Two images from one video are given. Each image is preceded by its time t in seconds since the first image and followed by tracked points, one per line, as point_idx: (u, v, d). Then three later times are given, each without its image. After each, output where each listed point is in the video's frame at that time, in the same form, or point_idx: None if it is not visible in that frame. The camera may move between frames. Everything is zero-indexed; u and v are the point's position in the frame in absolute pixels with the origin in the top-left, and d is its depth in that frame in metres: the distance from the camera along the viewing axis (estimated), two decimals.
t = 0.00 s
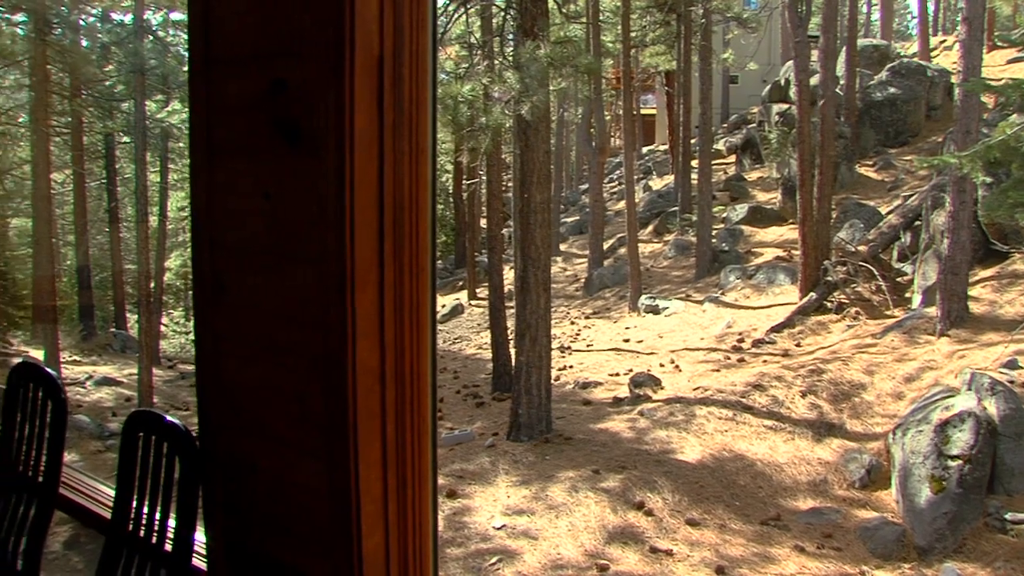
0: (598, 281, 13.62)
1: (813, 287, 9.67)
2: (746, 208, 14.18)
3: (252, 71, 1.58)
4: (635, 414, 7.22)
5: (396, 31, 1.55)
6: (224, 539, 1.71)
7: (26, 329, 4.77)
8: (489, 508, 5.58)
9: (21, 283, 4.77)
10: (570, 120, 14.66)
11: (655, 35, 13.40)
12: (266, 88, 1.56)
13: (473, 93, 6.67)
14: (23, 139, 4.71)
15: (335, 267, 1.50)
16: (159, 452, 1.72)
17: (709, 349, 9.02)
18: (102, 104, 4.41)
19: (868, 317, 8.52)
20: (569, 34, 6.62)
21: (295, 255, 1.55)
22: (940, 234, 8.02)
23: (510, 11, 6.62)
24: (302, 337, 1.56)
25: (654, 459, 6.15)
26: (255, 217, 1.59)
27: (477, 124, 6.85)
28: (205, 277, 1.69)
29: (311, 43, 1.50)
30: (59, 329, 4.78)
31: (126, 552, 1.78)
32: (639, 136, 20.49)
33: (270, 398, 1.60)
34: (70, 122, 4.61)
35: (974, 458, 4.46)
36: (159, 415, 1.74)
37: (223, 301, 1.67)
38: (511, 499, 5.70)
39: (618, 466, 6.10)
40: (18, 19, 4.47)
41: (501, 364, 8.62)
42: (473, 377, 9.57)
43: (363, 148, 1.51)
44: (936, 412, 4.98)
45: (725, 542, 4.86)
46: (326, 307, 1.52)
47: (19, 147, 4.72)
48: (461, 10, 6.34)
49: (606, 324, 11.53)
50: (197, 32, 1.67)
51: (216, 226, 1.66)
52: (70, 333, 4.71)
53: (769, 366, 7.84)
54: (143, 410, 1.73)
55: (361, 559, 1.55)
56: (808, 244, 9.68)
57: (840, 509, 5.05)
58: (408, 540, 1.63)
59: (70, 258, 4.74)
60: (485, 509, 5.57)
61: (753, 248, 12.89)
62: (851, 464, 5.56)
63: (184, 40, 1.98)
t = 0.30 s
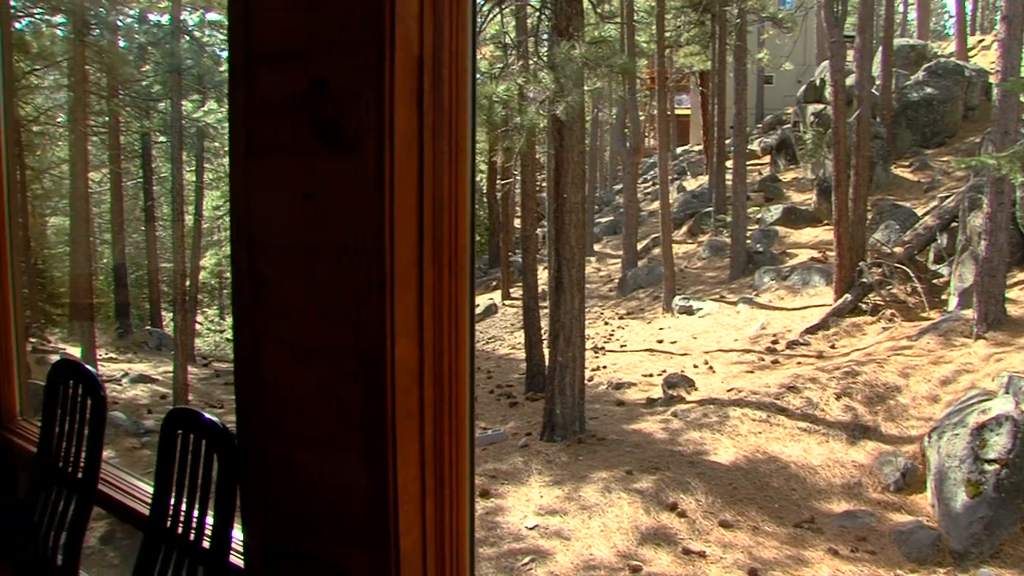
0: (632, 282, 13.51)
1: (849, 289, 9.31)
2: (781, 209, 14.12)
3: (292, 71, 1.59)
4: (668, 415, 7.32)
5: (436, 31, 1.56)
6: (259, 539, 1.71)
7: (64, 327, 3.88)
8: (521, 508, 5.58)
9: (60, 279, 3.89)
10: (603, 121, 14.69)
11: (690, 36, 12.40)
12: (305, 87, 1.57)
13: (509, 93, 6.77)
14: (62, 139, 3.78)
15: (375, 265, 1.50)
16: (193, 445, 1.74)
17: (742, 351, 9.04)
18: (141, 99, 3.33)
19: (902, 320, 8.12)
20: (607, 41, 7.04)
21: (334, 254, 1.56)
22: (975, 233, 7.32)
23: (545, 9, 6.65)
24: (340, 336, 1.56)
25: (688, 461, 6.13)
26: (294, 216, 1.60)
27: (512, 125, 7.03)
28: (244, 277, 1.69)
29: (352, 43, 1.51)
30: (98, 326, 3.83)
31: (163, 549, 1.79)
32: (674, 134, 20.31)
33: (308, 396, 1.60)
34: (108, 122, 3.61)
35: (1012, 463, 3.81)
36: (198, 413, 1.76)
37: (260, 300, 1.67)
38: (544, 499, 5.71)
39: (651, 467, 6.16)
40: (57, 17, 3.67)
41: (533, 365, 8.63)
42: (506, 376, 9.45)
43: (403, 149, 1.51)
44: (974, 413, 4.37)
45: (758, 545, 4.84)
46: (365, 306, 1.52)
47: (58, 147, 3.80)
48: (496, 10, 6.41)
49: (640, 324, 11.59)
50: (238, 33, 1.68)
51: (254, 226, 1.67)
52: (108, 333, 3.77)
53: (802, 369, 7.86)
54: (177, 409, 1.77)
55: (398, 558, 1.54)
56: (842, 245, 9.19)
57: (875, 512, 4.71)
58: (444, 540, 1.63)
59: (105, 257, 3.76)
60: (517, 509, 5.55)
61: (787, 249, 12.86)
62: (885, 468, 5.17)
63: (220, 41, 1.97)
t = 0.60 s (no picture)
0: (665, 283, 13.51)
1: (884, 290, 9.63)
2: (814, 210, 14.27)
3: (331, 71, 1.59)
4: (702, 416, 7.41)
5: (475, 31, 1.56)
6: (293, 539, 1.70)
7: (102, 325, 3.92)
8: (553, 508, 5.28)
9: (99, 274, 3.94)
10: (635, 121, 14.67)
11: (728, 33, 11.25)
12: (345, 87, 1.57)
13: (543, 93, 6.78)
14: (99, 138, 3.83)
15: (414, 265, 1.50)
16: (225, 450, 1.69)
17: (776, 353, 9.09)
18: (177, 97, 3.36)
19: (939, 322, 8.15)
20: (641, 41, 7.15)
21: (371, 253, 1.55)
22: (1014, 235, 7.40)
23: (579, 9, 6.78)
24: (377, 335, 1.56)
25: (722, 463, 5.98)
26: (332, 215, 1.59)
27: (546, 125, 6.97)
28: (279, 275, 1.69)
29: (392, 42, 1.51)
30: (133, 322, 3.86)
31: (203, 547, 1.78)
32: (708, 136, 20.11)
33: (345, 395, 1.60)
34: (144, 122, 3.68)
35: None
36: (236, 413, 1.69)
37: (297, 298, 1.67)
38: (576, 499, 5.50)
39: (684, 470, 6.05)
40: (96, 18, 3.71)
41: (566, 365, 8.72)
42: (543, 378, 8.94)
43: (442, 147, 1.51)
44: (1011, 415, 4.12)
45: (790, 547, 4.81)
46: (403, 305, 1.52)
47: (96, 147, 3.84)
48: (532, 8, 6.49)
49: (672, 325, 11.48)
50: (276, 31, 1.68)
51: (289, 224, 1.66)
52: (145, 327, 3.80)
53: (837, 371, 7.94)
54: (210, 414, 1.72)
55: (435, 557, 1.54)
56: (877, 247, 9.75)
57: (909, 515, 4.65)
58: (480, 541, 1.63)
59: (142, 255, 3.83)
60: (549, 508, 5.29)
61: (822, 250, 12.94)
62: (920, 471, 5.08)
63: (257, 40, 1.97)
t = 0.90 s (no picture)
0: (699, 284, 12.16)
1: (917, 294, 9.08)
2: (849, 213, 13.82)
3: (371, 73, 1.60)
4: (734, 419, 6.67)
5: (514, 30, 1.55)
6: (333, 534, 1.73)
7: (138, 323, 3.49)
8: (585, 508, 4.60)
9: (133, 272, 3.51)
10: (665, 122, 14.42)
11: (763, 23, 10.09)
12: (385, 88, 1.58)
13: (577, 93, 6.18)
14: (136, 138, 3.44)
15: (453, 266, 1.50)
16: (268, 441, 1.61)
17: (811, 357, 8.74)
18: (208, 91, 2.80)
19: (974, 325, 7.36)
20: (675, 39, 6.68)
21: (412, 253, 1.56)
22: None
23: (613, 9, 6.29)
24: (416, 335, 1.57)
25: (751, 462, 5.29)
26: (372, 215, 1.61)
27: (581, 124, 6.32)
28: (321, 274, 1.71)
29: (432, 42, 1.51)
30: (167, 319, 3.38)
31: (238, 544, 1.68)
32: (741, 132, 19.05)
33: (384, 393, 1.61)
34: (180, 122, 3.20)
35: None
36: (272, 408, 1.64)
37: (338, 298, 1.69)
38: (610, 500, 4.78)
39: (717, 470, 5.43)
40: (133, 18, 3.38)
41: (600, 365, 7.22)
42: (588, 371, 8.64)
43: (482, 147, 1.51)
44: None
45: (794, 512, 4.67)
46: (442, 305, 1.52)
47: (132, 147, 3.46)
48: None
49: (706, 327, 10.60)
50: (317, 32, 1.69)
51: (331, 224, 1.68)
52: (178, 327, 3.29)
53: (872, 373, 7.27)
54: (257, 403, 1.64)
55: (471, 558, 1.54)
56: (913, 248, 9.56)
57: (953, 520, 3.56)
58: (517, 542, 1.62)
59: (177, 254, 3.37)
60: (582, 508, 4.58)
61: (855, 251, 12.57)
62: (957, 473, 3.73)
63: (292, 40, 1.96)
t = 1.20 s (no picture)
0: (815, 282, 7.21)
1: None
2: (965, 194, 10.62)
3: (409, 73, 1.60)
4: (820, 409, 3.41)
5: (553, 31, 1.55)
6: (371, 532, 1.74)
7: (171, 322, 3.25)
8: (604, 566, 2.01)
9: (168, 270, 3.26)
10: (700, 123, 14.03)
11: None
12: (422, 88, 1.58)
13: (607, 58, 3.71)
14: (171, 138, 3.14)
15: (491, 266, 1.50)
16: (305, 440, 1.62)
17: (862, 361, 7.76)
18: (245, 97, 2.32)
19: None
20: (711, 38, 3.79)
21: (449, 253, 1.57)
22: None
23: None
24: (454, 335, 1.57)
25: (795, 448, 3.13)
26: (410, 214, 1.61)
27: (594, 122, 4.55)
28: (358, 273, 1.72)
29: (470, 42, 1.51)
30: (200, 317, 3.14)
31: (273, 541, 1.69)
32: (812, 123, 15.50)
33: (423, 393, 1.62)
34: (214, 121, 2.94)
35: None
36: (310, 409, 1.62)
37: (376, 297, 1.70)
38: None
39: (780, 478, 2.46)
40: (169, 18, 3.09)
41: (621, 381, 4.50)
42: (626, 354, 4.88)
43: (520, 147, 1.50)
44: None
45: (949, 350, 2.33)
46: (479, 305, 1.52)
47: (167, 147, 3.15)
48: None
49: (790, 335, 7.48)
50: (355, 33, 1.70)
51: (369, 224, 1.69)
52: (212, 323, 3.08)
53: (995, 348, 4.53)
54: (293, 402, 1.64)
55: (507, 558, 1.53)
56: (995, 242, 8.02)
57: None
58: (554, 542, 1.62)
59: (210, 254, 3.11)
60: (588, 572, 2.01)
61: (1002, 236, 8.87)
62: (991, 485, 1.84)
63: (326, 40, 1.95)
